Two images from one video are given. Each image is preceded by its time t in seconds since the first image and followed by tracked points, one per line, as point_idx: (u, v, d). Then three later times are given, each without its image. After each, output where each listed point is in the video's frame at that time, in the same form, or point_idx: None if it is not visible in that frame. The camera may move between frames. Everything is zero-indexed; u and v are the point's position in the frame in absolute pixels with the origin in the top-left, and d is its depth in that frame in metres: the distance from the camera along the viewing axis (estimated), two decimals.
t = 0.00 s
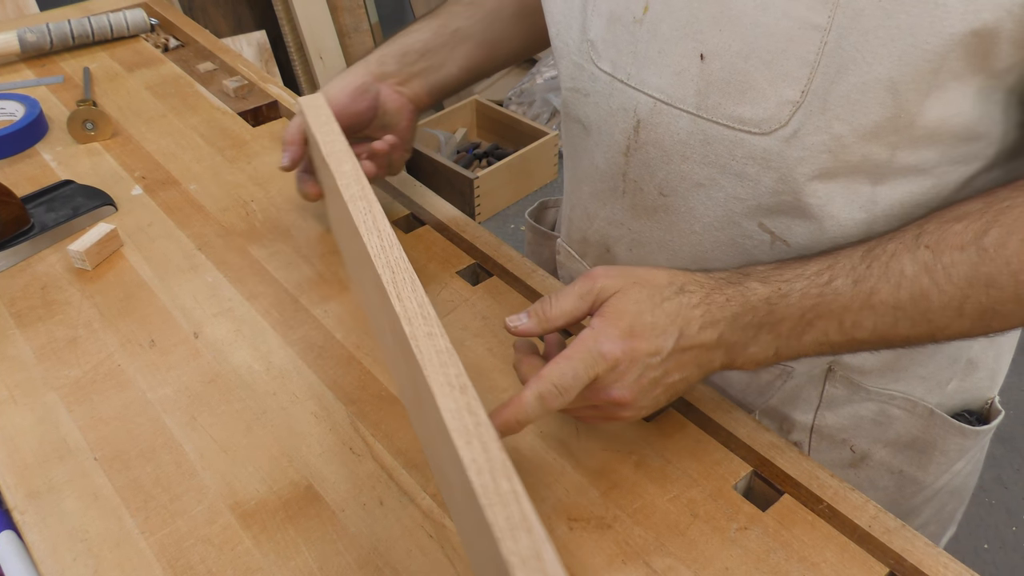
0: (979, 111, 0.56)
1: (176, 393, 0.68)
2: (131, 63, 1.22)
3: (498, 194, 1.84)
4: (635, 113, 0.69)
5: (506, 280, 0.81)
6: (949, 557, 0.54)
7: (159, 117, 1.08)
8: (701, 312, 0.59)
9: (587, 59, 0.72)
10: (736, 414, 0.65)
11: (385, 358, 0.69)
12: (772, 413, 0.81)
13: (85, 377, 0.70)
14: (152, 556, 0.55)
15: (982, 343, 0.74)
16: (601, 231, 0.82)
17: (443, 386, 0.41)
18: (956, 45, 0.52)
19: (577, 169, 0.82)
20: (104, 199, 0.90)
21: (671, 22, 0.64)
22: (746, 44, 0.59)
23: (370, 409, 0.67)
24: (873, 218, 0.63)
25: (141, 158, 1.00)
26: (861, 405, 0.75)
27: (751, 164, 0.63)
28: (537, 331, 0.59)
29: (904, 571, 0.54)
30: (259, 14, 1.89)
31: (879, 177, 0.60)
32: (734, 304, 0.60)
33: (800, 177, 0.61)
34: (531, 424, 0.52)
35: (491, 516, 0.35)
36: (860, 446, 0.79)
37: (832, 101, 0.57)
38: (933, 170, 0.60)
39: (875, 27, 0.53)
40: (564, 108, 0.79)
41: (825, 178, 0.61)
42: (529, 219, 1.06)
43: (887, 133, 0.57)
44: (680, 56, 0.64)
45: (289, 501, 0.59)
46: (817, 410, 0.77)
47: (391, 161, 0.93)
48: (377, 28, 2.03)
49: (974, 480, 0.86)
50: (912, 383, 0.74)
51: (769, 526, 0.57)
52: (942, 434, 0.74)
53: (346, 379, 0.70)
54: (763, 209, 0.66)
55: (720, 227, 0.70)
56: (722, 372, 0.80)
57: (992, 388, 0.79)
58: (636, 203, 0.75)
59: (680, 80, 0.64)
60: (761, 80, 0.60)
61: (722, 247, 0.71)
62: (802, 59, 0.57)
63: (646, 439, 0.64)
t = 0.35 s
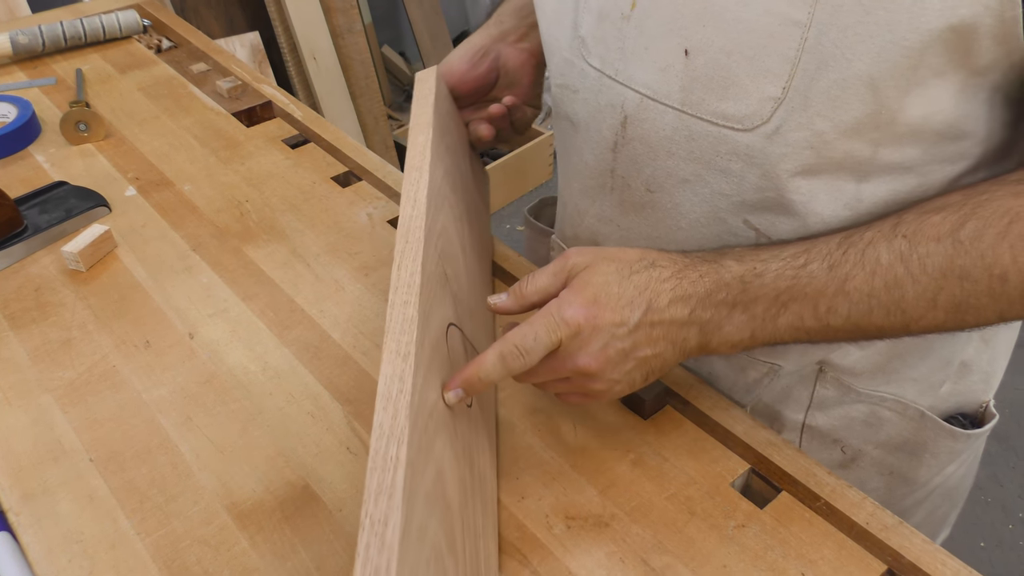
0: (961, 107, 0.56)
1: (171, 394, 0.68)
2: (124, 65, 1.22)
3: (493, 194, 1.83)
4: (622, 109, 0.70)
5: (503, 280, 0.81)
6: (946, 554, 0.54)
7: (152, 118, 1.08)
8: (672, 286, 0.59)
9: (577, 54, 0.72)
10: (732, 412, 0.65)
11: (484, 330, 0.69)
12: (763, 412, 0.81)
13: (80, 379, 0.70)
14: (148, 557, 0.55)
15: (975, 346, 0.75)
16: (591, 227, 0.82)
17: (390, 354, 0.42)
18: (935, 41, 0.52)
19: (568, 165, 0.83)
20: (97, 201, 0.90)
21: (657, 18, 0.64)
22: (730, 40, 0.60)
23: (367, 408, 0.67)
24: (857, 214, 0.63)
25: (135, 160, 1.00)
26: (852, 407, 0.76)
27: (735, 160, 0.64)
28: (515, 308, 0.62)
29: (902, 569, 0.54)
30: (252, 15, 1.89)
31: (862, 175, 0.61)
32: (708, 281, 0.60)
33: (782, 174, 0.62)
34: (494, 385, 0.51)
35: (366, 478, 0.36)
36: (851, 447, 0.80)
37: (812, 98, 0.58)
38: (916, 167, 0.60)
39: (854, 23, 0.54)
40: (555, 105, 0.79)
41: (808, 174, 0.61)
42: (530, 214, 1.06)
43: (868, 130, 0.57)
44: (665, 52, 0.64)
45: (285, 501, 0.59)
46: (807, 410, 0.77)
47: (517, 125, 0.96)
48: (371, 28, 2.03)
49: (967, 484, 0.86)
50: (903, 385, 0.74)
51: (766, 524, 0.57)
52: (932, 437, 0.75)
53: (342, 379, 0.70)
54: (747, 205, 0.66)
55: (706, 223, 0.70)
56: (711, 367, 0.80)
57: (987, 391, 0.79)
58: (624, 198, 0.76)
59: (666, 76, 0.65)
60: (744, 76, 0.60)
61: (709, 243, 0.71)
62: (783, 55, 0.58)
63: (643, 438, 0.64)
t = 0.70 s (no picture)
0: (980, 103, 0.54)
1: (188, 383, 0.69)
2: (141, 56, 1.22)
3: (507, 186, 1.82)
4: (638, 97, 0.69)
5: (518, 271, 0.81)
6: (966, 550, 0.53)
7: (169, 109, 1.08)
8: (689, 272, 0.59)
9: (595, 40, 0.71)
10: (749, 405, 0.65)
11: (500, 319, 0.69)
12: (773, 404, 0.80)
13: (98, 367, 0.70)
14: (165, 544, 0.56)
15: (995, 347, 0.73)
16: (605, 215, 0.82)
17: (406, 341, 0.42)
18: (951, 33, 0.51)
19: (585, 152, 0.82)
20: (115, 190, 0.91)
21: (673, 4, 0.63)
22: (745, 29, 0.59)
23: (382, 398, 0.67)
24: (871, 210, 0.61)
25: (152, 150, 1.00)
26: (863, 404, 0.75)
27: (748, 150, 0.63)
28: (527, 296, 0.60)
29: (921, 565, 0.53)
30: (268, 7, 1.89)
31: (876, 169, 0.59)
32: (725, 268, 0.60)
33: (794, 166, 0.61)
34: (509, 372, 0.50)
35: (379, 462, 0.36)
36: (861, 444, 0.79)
37: (826, 88, 0.56)
38: (932, 163, 0.58)
39: (870, 13, 0.52)
40: (573, 91, 0.78)
41: (820, 166, 0.60)
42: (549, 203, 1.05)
43: (882, 123, 0.56)
44: (681, 39, 0.63)
45: (301, 490, 0.59)
46: (817, 404, 0.76)
47: (540, 116, 0.94)
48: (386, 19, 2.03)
49: (983, 487, 0.85)
50: (916, 385, 0.72)
51: (783, 517, 0.56)
52: (943, 438, 0.73)
53: (357, 369, 0.70)
54: (759, 196, 0.65)
55: (718, 214, 0.69)
56: (722, 358, 0.80)
57: (1006, 395, 0.77)
58: (638, 187, 0.75)
59: (681, 64, 0.64)
60: (759, 65, 0.59)
61: (720, 235, 0.71)
62: (798, 45, 0.56)
63: (659, 430, 0.63)
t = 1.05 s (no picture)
0: (1003, 94, 0.52)
1: (201, 374, 0.69)
2: (155, 48, 1.22)
3: (519, 178, 1.79)
4: (653, 87, 0.68)
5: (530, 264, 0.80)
6: (983, 546, 0.52)
7: (182, 101, 1.08)
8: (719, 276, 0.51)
9: (610, 31, 0.70)
10: (763, 398, 0.63)
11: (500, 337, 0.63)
12: (787, 398, 0.79)
13: (112, 359, 0.70)
14: (178, 536, 0.56)
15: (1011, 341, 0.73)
16: (619, 207, 0.80)
17: (445, 327, 0.45)
18: (971, 23, 0.49)
19: (599, 143, 0.81)
20: (128, 182, 0.91)
21: None
22: (763, 17, 0.57)
23: (394, 391, 0.67)
24: (890, 202, 0.59)
25: (165, 142, 1.00)
26: (878, 397, 0.73)
27: (765, 141, 0.62)
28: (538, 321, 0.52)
29: (936, 560, 0.52)
30: None
31: (895, 161, 0.57)
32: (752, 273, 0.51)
33: (811, 157, 0.59)
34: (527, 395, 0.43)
35: (439, 453, 0.39)
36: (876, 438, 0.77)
37: (845, 78, 0.55)
38: (955, 155, 0.56)
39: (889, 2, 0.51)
40: (588, 82, 0.77)
41: (838, 158, 0.59)
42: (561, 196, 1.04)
43: (900, 114, 0.54)
44: (698, 29, 0.62)
45: (314, 482, 0.59)
46: (832, 398, 0.75)
47: (527, 111, 0.96)
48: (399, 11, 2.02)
49: (997, 482, 0.84)
50: (932, 377, 0.71)
51: (797, 512, 0.55)
52: (960, 432, 0.72)
53: (369, 361, 0.69)
54: (776, 188, 0.64)
55: (733, 205, 0.68)
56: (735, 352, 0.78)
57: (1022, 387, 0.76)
58: (652, 178, 0.74)
59: (698, 54, 0.63)
60: (777, 55, 0.58)
61: (735, 227, 0.69)
62: (817, 35, 0.55)
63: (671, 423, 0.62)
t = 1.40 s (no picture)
0: (1006, 90, 0.51)
1: (201, 372, 0.69)
2: (154, 46, 1.22)
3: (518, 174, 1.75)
4: (652, 86, 0.68)
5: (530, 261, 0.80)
6: (982, 541, 0.52)
7: (182, 99, 1.08)
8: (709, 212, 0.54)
9: (610, 30, 0.70)
10: (762, 395, 0.63)
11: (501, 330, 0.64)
12: (787, 395, 0.78)
13: (111, 357, 0.70)
14: (178, 533, 0.56)
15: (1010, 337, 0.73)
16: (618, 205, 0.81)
17: (450, 327, 0.47)
18: (973, 20, 0.48)
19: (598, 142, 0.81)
20: (128, 180, 0.91)
21: None
22: (764, 15, 0.57)
23: (393, 388, 0.67)
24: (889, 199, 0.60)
25: (165, 140, 1.00)
26: (878, 393, 0.73)
27: (765, 139, 0.62)
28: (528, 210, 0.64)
29: (935, 555, 0.52)
30: None
31: (896, 158, 0.58)
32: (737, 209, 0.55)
33: (813, 155, 0.59)
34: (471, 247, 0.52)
35: (454, 451, 0.39)
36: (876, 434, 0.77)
37: (847, 75, 0.55)
38: (954, 151, 0.56)
39: None
40: (586, 81, 0.77)
41: (838, 156, 0.59)
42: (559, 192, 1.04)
43: (902, 112, 0.54)
44: (698, 27, 0.62)
45: (314, 480, 0.59)
46: (832, 395, 0.75)
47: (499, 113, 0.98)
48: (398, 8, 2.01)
49: (996, 477, 0.85)
50: (931, 373, 0.71)
51: (796, 508, 0.55)
52: (960, 428, 0.72)
53: (369, 359, 0.69)
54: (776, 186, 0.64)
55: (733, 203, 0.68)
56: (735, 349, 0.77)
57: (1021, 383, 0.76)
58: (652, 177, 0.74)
59: (698, 53, 0.63)
60: (778, 53, 0.58)
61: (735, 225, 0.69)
62: (818, 32, 0.55)
63: (671, 420, 0.62)
